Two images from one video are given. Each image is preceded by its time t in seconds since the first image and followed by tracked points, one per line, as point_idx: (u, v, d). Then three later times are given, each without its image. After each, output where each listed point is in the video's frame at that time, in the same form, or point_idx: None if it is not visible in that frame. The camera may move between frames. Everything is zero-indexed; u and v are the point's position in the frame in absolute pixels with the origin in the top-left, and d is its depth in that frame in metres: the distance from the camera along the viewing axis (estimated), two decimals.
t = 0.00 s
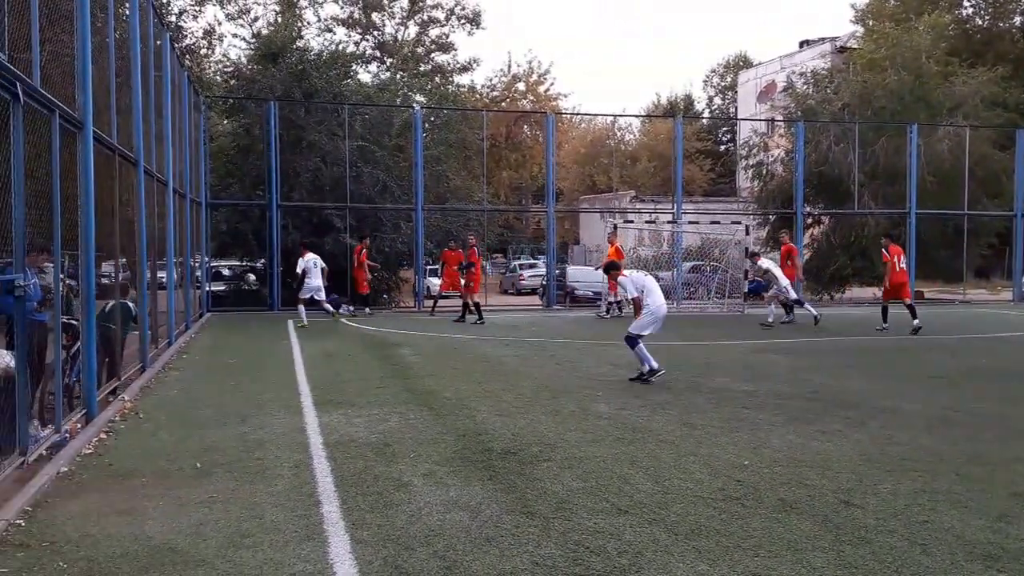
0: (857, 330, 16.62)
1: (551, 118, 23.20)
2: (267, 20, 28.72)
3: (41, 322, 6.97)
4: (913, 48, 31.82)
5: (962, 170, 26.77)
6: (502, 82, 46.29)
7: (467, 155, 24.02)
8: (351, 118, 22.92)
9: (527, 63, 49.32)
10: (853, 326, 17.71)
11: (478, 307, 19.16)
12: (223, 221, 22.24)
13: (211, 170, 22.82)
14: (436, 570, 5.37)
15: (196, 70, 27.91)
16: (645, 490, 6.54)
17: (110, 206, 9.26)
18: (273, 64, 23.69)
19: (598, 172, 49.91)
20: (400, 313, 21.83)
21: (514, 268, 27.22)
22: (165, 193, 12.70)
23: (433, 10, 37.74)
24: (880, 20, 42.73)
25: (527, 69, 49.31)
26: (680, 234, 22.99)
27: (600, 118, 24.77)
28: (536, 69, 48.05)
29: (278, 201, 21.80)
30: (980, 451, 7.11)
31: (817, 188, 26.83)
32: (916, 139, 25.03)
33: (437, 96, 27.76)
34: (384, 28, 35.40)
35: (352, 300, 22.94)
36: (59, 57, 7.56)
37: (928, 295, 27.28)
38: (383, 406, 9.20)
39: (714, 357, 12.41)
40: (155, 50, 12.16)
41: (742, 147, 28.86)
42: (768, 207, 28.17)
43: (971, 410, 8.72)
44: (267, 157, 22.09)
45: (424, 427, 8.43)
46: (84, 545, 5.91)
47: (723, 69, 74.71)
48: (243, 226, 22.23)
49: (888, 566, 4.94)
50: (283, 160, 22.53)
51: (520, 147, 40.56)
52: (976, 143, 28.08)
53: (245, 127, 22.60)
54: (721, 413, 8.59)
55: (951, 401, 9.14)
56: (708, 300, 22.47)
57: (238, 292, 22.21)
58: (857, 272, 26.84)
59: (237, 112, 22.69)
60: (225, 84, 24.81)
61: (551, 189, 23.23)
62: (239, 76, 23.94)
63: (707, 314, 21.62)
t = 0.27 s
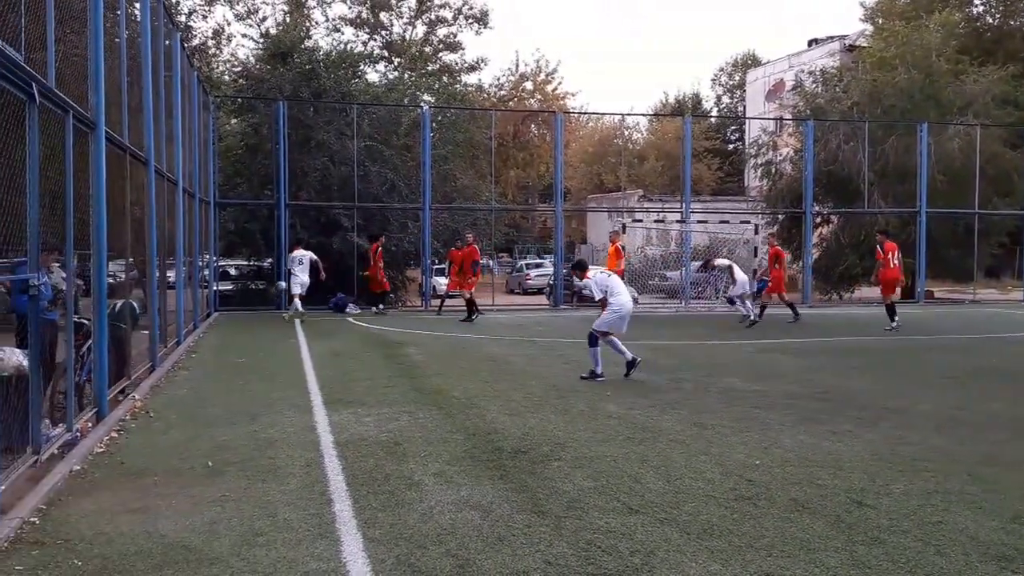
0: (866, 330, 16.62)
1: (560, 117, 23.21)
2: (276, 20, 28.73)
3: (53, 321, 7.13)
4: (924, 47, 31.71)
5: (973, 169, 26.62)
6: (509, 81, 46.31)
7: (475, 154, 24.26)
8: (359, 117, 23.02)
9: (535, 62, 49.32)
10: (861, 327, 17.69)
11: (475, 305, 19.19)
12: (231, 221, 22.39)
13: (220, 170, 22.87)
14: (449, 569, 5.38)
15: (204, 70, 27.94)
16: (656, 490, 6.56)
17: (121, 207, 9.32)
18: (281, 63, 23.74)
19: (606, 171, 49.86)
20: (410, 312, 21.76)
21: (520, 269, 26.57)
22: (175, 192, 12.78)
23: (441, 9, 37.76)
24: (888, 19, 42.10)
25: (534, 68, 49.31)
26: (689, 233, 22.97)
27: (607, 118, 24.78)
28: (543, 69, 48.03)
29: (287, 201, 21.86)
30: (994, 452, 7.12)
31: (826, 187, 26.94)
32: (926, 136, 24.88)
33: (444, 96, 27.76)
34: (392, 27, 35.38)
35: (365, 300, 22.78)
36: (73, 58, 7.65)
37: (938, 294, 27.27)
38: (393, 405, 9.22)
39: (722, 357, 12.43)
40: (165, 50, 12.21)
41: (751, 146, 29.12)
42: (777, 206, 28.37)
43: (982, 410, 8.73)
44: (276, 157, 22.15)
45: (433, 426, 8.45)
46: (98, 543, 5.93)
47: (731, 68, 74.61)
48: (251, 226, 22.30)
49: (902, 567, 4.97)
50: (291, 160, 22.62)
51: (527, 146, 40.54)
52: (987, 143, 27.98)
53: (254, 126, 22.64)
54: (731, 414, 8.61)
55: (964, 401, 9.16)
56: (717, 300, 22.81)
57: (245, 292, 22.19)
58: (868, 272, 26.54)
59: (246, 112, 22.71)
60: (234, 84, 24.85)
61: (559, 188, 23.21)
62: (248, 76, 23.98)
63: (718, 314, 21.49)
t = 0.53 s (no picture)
0: (872, 329, 16.65)
1: (563, 116, 23.17)
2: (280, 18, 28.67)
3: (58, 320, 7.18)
4: (929, 45, 31.41)
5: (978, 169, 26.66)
6: (512, 80, 46.29)
7: (478, 153, 24.55)
8: (363, 116, 22.98)
9: (539, 61, 49.28)
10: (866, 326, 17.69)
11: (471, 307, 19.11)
12: (234, 220, 22.48)
13: (223, 169, 22.93)
14: (457, 568, 5.39)
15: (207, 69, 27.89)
16: (663, 490, 6.58)
17: (126, 206, 9.39)
18: (285, 62, 23.80)
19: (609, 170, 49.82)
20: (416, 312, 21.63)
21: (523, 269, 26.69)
22: (179, 192, 12.83)
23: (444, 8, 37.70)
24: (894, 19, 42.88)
25: (538, 67, 49.28)
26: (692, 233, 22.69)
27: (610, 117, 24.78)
28: (547, 68, 47.97)
29: (290, 201, 21.56)
30: (1003, 452, 7.14)
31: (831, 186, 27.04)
32: (931, 137, 24.91)
33: (448, 95, 27.75)
34: (396, 26, 35.32)
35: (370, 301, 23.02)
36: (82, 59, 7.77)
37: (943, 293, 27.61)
38: (397, 404, 9.23)
39: (726, 357, 12.46)
40: (170, 49, 12.24)
41: (755, 146, 29.13)
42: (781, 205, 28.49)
43: (989, 410, 8.76)
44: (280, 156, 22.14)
45: (439, 425, 8.46)
46: (106, 542, 5.92)
47: (734, 67, 74.55)
48: (254, 225, 22.41)
49: (911, 566, 4.99)
50: (294, 160, 22.68)
51: (531, 145, 40.53)
52: (991, 141, 27.89)
53: (258, 126, 22.77)
54: (737, 413, 8.63)
55: (972, 401, 9.17)
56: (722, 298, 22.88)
57: (246, 292, 22.12)
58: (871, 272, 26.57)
59: (249, 111, 22.84)
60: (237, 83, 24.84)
61: (562, 186, 23.10)
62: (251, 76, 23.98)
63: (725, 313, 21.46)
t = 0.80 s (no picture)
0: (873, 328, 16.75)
1: (563, 115, 23.23)
2: (279, 17, 28.62)
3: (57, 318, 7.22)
4: (928, 45, 31.31)
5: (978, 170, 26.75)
6: (512, 79, 46.29)
7: (478, 152, 24.77)
8: (362, 114, 23.04)
9: (538, 60, 49.30)
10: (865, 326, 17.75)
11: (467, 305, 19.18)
12: (233, 218, 22.47)
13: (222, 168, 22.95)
14: (461, 566, 5.40)
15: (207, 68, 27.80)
16: (665, 488, 6.61)
17: (126, 205, 9.45)
18: (285, 61, 23.77)
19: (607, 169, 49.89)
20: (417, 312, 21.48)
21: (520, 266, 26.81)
22: (179, 191, 12.83)
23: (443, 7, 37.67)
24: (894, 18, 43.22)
25: (537, 66, 49.29)
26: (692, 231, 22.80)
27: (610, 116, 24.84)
28: (546, 67, 47.98)
29: (290, 199, 21.61)
30: (1006, 451, 7.19)
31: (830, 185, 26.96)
32: (931, 136, 25.00)
33: (447, 94, 27.76)
34: (395, 25, 35.26)
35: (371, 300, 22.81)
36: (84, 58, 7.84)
37: (943, 293, 27.66)
38: (399, 403, 9.25)
39: (726, 356, 12.51)
40: (170, 48, 12.26)
41: (755, 145, 29.26)
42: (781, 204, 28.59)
43: (991, 409, 8.81)
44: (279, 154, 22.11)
45: (440, 424, 8.49)
46: (109, 540, 5.91)
47: (734, 66, 74.68)
48: (253, 223, 22.42)
49: (914, 565, 5.02)
50: (294, 158, 22.69)
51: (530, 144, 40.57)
52: (990, 141, 28.02)
53: (257, 124, 22.80)
54: (738, 412, 8.68)
55: (974, 401, 9.23)
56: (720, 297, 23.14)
57: (245, 290, 22.13)
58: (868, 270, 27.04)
59: (249, 109, 22.83)
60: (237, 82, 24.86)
61: (562, 185, 23.17)
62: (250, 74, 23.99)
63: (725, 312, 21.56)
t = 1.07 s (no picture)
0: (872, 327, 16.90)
1: (563, 114, 23.26)
2: (277, 15, 28.56)
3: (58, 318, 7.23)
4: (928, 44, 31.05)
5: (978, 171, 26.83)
6: (510, 78, 46.33)
7: (474, 152, 24.52)
8: (361, 112, 23.14)
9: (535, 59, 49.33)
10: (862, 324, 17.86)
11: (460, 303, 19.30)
12: (231, 217, 22.31)
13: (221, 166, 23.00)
14: (464, 565, 5.39)
15: (205, 66, 27.73)
16: (667, 487, 6.66)
17: (127, 207, 9.55)
18: (285, 61, 24.14)
19: (605, 167, 49.99)
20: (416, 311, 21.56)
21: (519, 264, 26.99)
22: (178, 189, 12.82)
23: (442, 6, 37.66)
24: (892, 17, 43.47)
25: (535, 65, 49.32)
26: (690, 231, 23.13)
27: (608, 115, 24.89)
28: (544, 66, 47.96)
29: (288, 197, 21.82)
30: (1008, 451, 7.28)
31: (830, 184, 26.99)
32: (930, 136, 25.36)
33: (445, 92, 27.83)
34: (393, 24, 35.17)
35: (369, 298, 23.07)
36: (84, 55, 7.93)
37: (941, 292, 27.77)
38: (399, 401, 9.31)
39: (724, 354, 12.61)
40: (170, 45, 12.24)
41: (754, 144, 29.20)
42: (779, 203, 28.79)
43: (992, 407, 8.91)
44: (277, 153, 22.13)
45: (441, 423, 8.54)
46: (112, 539, 5.89)
47: (732, 65, 75.00)
48: (252, 223, 22.34)
49: (917, 564, 5.07)
50: (293, 156, 22.63)
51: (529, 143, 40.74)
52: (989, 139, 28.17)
53: (256, 123, 22.85)
54: (738, 411, 8.77)
55: (975, 400, 9.32)
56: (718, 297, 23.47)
57: (243, 289, 22.09)
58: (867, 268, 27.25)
59: (247, 108, 22.84)
60: (234, 81, 24.87)
61: (562, 184, 23.27)
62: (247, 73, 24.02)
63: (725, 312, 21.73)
